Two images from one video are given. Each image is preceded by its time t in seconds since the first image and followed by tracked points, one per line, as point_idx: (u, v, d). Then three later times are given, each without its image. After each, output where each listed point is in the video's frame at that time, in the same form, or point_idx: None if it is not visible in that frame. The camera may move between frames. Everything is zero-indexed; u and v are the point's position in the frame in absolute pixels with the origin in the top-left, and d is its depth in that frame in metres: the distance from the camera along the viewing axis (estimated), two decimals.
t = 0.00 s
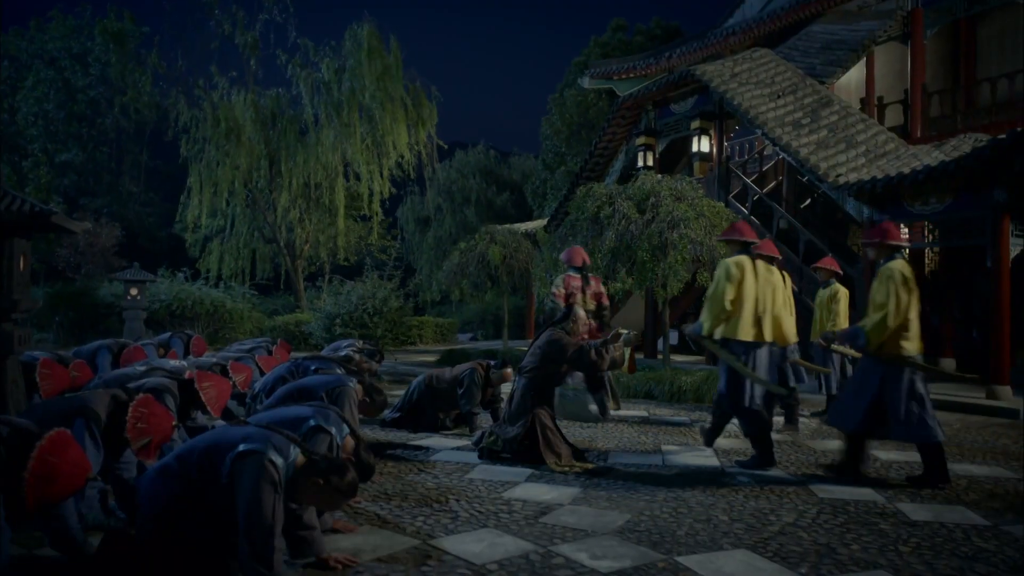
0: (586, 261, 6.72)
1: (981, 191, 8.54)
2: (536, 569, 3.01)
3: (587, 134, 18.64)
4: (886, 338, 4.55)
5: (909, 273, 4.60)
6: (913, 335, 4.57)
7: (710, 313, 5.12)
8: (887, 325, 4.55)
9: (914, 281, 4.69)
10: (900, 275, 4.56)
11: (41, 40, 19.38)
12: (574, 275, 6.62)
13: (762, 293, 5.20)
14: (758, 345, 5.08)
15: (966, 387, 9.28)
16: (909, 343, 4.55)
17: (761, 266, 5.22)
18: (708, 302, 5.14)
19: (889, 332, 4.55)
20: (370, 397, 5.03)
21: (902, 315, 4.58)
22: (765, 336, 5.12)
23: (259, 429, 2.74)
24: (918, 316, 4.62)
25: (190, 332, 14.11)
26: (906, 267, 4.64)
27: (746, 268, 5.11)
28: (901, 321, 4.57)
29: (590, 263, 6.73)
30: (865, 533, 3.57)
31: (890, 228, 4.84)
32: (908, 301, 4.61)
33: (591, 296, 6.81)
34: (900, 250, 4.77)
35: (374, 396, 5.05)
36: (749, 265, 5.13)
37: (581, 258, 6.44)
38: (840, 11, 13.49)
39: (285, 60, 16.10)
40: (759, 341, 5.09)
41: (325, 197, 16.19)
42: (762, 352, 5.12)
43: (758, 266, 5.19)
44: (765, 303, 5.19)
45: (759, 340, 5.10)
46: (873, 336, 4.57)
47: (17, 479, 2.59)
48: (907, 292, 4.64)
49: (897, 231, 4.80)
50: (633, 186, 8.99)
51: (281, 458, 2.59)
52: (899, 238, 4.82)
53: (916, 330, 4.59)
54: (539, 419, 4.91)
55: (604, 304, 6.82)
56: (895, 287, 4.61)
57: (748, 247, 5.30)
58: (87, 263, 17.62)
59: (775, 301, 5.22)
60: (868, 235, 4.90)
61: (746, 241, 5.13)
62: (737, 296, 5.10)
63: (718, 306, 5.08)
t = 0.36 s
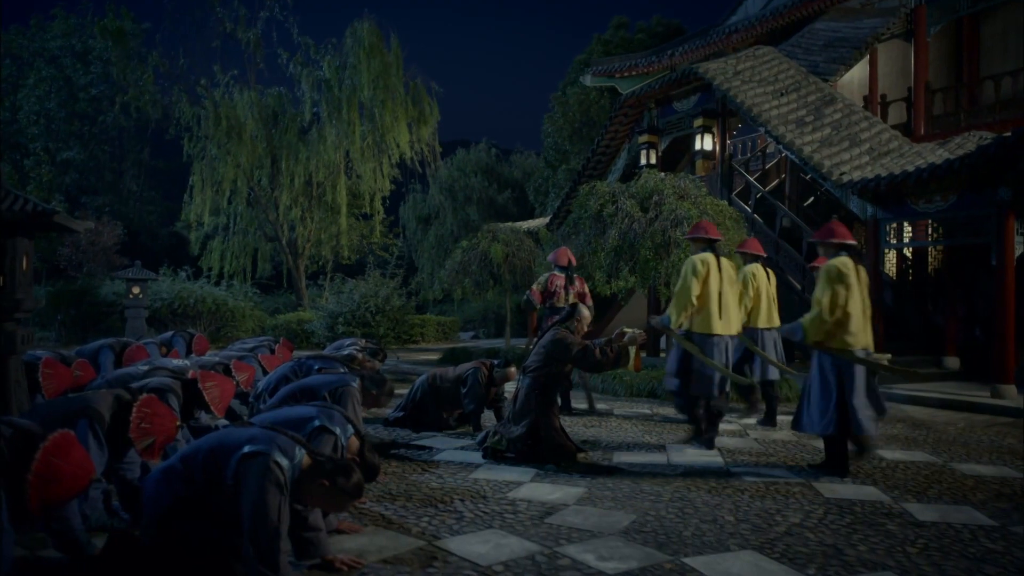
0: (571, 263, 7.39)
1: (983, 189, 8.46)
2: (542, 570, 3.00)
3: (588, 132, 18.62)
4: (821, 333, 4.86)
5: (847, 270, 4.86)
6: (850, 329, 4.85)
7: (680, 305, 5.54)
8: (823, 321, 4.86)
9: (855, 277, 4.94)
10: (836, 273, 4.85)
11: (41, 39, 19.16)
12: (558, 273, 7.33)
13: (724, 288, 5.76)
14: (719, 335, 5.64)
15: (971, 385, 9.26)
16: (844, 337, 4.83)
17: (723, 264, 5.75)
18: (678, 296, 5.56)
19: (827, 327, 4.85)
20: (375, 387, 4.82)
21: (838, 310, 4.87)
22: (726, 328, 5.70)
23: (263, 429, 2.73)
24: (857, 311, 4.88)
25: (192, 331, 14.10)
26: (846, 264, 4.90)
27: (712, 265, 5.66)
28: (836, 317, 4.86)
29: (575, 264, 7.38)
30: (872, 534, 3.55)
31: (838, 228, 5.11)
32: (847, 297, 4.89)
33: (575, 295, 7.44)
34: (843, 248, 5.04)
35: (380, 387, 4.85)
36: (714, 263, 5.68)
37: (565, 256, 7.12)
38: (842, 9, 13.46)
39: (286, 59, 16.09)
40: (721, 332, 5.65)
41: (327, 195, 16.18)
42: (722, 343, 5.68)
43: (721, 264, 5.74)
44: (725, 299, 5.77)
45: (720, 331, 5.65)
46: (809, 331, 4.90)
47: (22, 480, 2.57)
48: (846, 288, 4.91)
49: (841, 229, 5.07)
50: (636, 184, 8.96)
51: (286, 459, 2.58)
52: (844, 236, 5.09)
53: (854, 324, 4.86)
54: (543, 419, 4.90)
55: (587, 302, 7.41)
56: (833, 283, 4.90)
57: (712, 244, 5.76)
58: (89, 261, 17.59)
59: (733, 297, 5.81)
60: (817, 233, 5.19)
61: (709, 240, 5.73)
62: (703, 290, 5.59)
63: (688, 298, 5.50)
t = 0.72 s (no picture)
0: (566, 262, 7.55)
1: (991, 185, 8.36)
2: (551, 571, 2.98)
3: (592, 129, 18.57)
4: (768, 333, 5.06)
5: (794, 273, 5.05)
6: (797, 330, 4.99)
7: (639, 305, 5.95)
8: (771, 322, 5.08)
9: (806, 280, 5.10)
10: (780, 276, 5.06)
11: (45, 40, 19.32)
12: (551, 270, 7.37)
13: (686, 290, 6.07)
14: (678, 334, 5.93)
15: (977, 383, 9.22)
16: (788, 337, 4.98)
17: (685, 268, 6.08)
18: (638, 297, 6.00)
19: (775, 328, 5.05)
20: (380, 383, 4.56)
21: (786, 312, 5.05)
22: (686, 328, 5.98)
23: (270, 430, 2.71)
24: (806, 313, 5.02)
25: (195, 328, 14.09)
26: (795, 267, 5.08)
27: (671, 268, 5.99)
28: (783, 318, 5.04)
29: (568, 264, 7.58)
30: (882, 534, 3.52)
31: (794, 234, 5.33)
32: (795, 299, 5.06)
33: (567, 293, 7.44)
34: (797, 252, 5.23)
35: (384, 382, 4.60)
36: (674, 267, 6.01)
37: (558, 255, 7.45)
38: (847, 5, 13.40)
39: (288, 56, 16.06)
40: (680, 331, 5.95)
41: (330, 192, 16.16)
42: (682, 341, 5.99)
43: (682, 269, 6.08)
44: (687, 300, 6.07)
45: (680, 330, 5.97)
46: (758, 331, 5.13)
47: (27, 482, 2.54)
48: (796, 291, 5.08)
49: (796, 235, 5.28)
50: (640, 181, 8.94)
51: (293, 460, 2.55)
52: (800, 242, 5.28)
53: (802, 325, 5.00)
54: (549, 418, 4.87)
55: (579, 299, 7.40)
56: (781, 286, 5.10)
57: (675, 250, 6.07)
58: (91, 259, 17.59)
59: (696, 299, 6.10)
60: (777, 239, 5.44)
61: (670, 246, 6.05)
62: (662, 294, 5.94)
63: (646, 299, 5.91)
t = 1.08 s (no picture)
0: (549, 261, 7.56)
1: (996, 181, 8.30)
2: (558, 572, 2.96)
3: (593, 124, 18.51)
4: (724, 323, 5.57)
5: (750, 269, 5.64)
6: (751, 321, 5.54)
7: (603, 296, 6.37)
8: (726, 312, 5.63)
9: (760, 277, 5.68)
10: (738, 272, 5.63)
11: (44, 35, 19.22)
12: (539, 271, 7.34)
13: (648, 284, 6.50)
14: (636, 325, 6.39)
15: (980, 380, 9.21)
16: (744, 327, 5.51)
17: (649, 263, 6.48)
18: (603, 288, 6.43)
19: (729, 317, 5.60)
20: (382, 379, 4.47)
21: (740, 305, 5.61)
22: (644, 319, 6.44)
23: (275, 429, 2.67)
24: (758, 306, 5.60)
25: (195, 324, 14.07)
26: (751, 264, 5.66)
27: (636, 263, 6.41)
28: (737, 310, 5.59)
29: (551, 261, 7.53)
30: (891, 534, 3.50)
31: (751, 230, 5.81)
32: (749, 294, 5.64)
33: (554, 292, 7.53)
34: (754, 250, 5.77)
35: (387, 378, 4.49)
36: (638, 262, 6.41)
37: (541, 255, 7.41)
38: None
39: (288, 51, 15.99)
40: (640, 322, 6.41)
41: (331, 188, 16.12)
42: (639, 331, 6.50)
43: (646, 263, 6.49)
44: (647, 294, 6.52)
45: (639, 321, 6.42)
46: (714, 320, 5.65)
47: (30, 483, 2.50)
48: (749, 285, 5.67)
49: (755, 233, 5.78)
50: (643, 177, 8.90)
51: (298, 461, 2.52)
52: (757, 240, 5.82)
53: (755, 317, 5.56)
54: (554, 416, 4.84)
55: (566, 298, 7.51)
56: (736, 280, 5.67)
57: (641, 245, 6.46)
58: (91, 255, 17.55)
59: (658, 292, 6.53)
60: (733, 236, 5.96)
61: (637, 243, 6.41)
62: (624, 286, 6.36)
63: (610, 290, 6.32)
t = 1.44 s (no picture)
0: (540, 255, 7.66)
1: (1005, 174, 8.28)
2: (569, 573, 2.92)
3: (595, 117, 18.43)
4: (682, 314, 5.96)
5: (705, 263, 6.05)
6: (705, 313, 5.93)
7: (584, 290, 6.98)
8: (682, 305, 6.01)
9: (714, 271, 6.12)
10: (694, 266, 6.03)
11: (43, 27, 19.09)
12: (527, 264, 7.47)
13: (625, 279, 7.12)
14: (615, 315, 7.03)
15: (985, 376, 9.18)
16: (700, 318, 5.92)
17: (626, 259, 7.10)
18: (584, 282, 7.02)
19: (684, 309, 5.97)
20: (389, 377, 4.40)
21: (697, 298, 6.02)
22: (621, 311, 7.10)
23: (283, 429, 2.63)
24: (713, 298, 6.01)
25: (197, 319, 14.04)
26: (706, 259, 6.07)
27: (614, 259, 7.00)
28: (694, 303, 5.98)
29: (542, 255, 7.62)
30: (903, 533, 3.46)
31: (707, 226, 6.20)
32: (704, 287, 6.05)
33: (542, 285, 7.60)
34: (710, 246, 6.18)
35: (394, 376, 4.43)
36: (616, 257, 7.02)
37: (531, 249, 7.51)
38: None
39: (289, 44, 15.90)
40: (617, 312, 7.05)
41: (332, 181, 16.06)
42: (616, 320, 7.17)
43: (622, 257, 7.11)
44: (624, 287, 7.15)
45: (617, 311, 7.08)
46: (671, 311, 6.06)
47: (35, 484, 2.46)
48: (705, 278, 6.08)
49: (709, 228, 6.18)
50: (647, 171, 8.84)
51: (307, 461, 2.48)
52: (711, 235, 6.23)
53: (709, 309, 5.97)
54: (561, 413, 4.81)
55: (552, 291, 7.55)
56: (693, 274, 6.07)
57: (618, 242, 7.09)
58: (92, 249, 17.51)
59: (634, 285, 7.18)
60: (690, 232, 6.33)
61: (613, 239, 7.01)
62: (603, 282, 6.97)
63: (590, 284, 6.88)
